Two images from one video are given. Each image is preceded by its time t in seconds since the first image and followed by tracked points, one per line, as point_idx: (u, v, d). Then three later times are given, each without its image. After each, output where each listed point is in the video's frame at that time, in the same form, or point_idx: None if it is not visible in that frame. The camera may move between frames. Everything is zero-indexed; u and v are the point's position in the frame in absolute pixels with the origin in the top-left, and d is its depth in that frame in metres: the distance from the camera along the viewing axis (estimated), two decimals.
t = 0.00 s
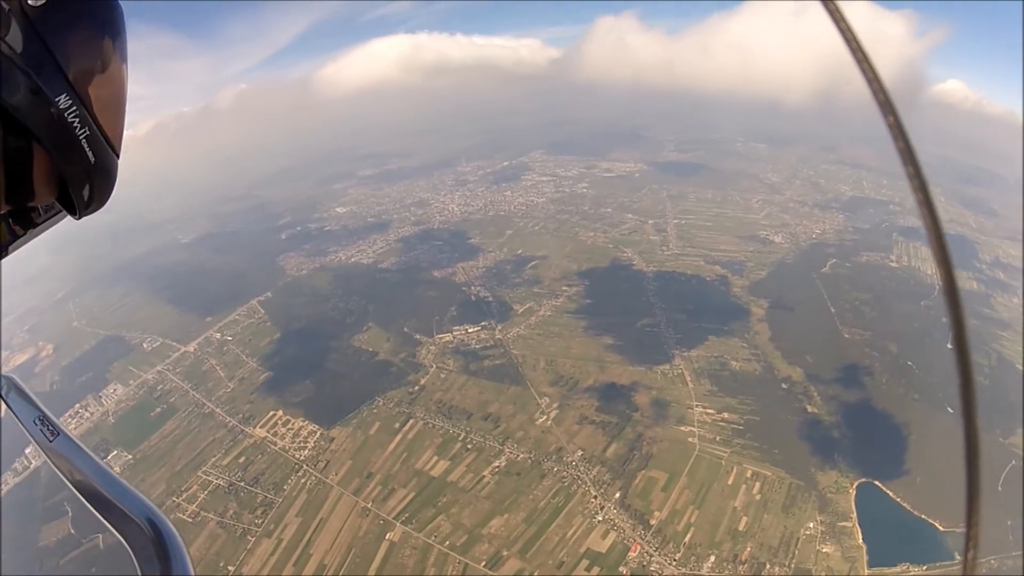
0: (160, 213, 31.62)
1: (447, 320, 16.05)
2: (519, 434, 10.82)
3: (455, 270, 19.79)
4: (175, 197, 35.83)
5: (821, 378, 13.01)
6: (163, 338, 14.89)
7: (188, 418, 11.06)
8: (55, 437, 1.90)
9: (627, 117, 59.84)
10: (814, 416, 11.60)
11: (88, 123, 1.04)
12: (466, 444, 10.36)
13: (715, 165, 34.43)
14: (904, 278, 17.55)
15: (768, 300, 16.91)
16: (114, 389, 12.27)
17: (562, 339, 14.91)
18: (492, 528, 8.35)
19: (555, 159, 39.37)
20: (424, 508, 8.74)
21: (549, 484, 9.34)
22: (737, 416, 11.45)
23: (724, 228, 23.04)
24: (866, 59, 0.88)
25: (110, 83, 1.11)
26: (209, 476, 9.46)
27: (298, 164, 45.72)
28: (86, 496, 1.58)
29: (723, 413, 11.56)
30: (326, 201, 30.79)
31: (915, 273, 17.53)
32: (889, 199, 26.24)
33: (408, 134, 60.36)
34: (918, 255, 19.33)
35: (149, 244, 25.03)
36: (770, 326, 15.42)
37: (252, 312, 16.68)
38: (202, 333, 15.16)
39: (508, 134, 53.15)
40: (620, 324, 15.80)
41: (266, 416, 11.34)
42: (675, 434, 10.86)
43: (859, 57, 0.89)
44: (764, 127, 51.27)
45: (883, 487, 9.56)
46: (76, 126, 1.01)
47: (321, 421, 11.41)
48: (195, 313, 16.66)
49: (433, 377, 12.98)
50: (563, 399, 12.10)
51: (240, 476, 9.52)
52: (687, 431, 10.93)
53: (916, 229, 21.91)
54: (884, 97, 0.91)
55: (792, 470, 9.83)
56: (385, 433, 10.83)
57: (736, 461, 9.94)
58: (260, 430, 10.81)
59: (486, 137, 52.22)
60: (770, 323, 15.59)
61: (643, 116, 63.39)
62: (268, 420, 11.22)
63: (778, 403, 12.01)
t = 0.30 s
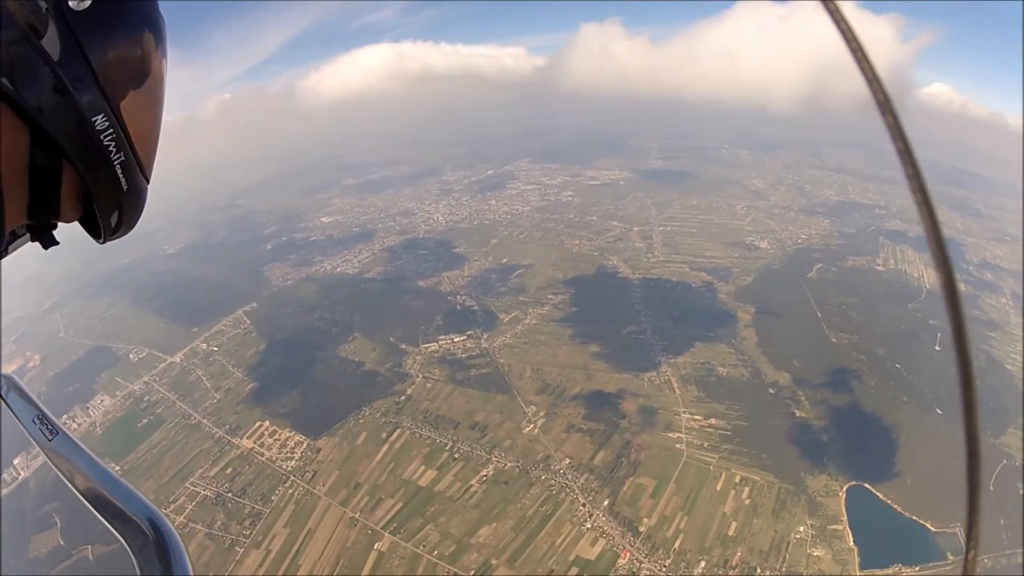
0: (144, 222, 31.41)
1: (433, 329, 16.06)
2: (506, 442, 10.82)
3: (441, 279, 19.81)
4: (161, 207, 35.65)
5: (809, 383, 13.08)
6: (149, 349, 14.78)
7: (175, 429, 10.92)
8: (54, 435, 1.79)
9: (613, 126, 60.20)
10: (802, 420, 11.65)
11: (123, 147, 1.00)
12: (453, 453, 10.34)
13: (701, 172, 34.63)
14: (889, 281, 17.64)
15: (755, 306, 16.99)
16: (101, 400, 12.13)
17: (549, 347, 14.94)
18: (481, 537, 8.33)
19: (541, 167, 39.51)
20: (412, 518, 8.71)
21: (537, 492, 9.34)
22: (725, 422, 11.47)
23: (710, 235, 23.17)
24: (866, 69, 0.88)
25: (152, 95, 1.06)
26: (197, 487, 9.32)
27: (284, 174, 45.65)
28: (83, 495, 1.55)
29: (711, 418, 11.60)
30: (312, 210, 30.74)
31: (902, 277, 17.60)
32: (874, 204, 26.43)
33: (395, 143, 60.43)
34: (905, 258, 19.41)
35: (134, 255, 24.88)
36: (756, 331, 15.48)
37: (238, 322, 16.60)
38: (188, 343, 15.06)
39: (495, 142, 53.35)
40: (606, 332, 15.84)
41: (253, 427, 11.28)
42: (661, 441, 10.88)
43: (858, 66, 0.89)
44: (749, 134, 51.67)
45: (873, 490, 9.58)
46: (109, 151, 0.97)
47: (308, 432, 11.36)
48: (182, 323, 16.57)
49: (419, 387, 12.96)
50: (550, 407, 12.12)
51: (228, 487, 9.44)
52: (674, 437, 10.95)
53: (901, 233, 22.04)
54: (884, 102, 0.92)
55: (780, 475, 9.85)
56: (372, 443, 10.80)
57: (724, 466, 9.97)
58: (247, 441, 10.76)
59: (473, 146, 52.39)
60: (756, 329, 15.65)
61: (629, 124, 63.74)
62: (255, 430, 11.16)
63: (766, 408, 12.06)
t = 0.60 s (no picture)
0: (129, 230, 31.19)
1: (420, 334, 16.14)
2: (496, 446, 10.85)
3: (428, 283, 19.85)
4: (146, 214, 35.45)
5: (798, 381, 13.32)
6: (138, 358, 14.70)
7: (164, 438, 10.77)
8: (54, 436, 2.02)
9: (599, 128, 60.46)
10: (792, 418, 11.86)
11: (114, 149, 1.11)
12: (443, 457, 10.33)
13: (687, 173, 34.82)
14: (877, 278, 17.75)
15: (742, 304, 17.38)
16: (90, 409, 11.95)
17: (537, 350, 15.04)
18: (473, 541, 8.31)
19: (526, 170, 39.64)
20: (404, 522, 8.70)
21: (528, 495, 9.35)
22: (714, 421, 11.57)
23: (696, 237, 23.36)
24: (869, 67, 0.99)
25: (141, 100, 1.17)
26: (187, 495, 9.20)
27: (271, 180, 45.55)
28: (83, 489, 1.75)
29: (700, 418, 11.68)
30: (298, 216, 30.68)
31: (889, 267, 17.08)
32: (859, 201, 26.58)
33: (381, 147, 60.44)
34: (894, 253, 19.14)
35: (120, 264, 24.73)
36: (745, 331, 15.76)
37: (225, 329, 16.54)
38: (176, 351, 14.98)
39: (483, 145, 53.46)
40: (595, 333, 15.95)
41: (242, 434, 11.21)
42: (651, 441, 10.94)
43: (862, 59, 0.99)
44: (735, 134, 52.00)
45: (866, 487, 9.63)
46: (102, 152, 1.08)
47: (297, 438, 11.33)
48: (170, 331, 16.50)
49: (408, 392, 12.99)
50: (539, 409, 12.17)
51: (218, 494, 9.34)
52: (664, 437, 11.01)
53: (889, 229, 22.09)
54: (887, 99, 1.04)
55: (771, 473, 9.91)
56: (361, 449, 10.79)
57: (715, 466, 10.02)
58: (237, 449, 10.70)
59: (460, 149, 52.47)
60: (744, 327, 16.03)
61: (616, 126, 64.03)
62: (244, 438, 11.09)
63: (754, 407, 12.28)
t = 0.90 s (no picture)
0: (115, 235, 30.89)
1: (409, 336, 16.39)
2: (486, 447, 10.89)
3: (416, 285, 20.12)
4: (132, 219, 35.13)
5: (788, 376, 13.50)
6: (127, 364, 14.43)
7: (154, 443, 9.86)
8: (54, 437, 2.11)
9: (586, 129, 61.00)
10: (783, 413, 11.89)
11: (99, 153, 1.05)
12: (434, 458, 10.38)
13: (674, 171, 35.19)
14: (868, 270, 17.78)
15: (731, 302, 17.67)
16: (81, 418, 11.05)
17: (527, 350, 15.36)
18: (465, 543, 8.32)
19: (512, 169, 39.91)
20: (396, 525, 8.71)
21: (520, 495, 9.36)
22: (704, 418, 11.73)
23: (683, 235, 23.86)
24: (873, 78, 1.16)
25: (125, 99, 1.10)
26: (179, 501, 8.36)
27: (257, 182, 45.36)
28: (78, 492, 1.92)
29: (691, 416, 11.85)
30: (285, 219, 30.66)
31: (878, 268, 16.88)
32: (845, 196, 26.91)
33: (368, 149, 60.54)
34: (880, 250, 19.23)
35: (107, 270, 24.50)
36: (733, 326, 16.10)
37: (215, 334, 16.43)
38: (166, 356, 14.80)
39: (470, 146, 53.70)
40: (584, 333, 16.29)
41: (233, 440, 10.78)
42: (642, 440, 11.04)
43: (857, 50, 1.13)
44: (721, 133, 52.73)
45: (859, 481, 9.67)
46: (88, 157, 1.02)
47: (287, 443, 11.20)
48: (159, 337, 16.37)
49: (398, 394, 13.04)
50: (530, 410, 12.29)
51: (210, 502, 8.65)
52: (655, 436, 11.10)
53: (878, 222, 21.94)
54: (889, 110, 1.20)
55: (763, 469, 9.96)
56: (352, 452, 10.80)
57: (707, 463, 10.06)
58: (229, 455, 10.20)
59: (447, 150, 52.73)
60: (732, 324, 16.27)
61: (602, 125, 64.59)
62: (235, 443, 10.67)
63: (745, 403, 12.36)
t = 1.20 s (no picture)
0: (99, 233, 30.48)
1: (398, 333, 16.57)
2: (476, 443, 10.98)
3: (404, 282, 20.39)
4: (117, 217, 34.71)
5: (779, 372, 13.92)
6: (117, 364, 14.23)
7: (146, 442, 9.35)
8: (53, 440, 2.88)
9: (576, 125, 61.15)
10: (774, 408, 12.17)
11: (103, 133, 1.56)
12: (424, 456, 10.50)
13: (663, 167, 35.39)
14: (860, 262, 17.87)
15: (719, 298, 18.28)
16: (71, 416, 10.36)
17: (516, 345, 15.48)
18: (456, 540, 8.38)
19: (501, 165, 40.01)
20: (386, 522, 8.69)
21: (510, 491, 9.32)
22: (694, 413, 11.84)
23: (672, 229, 24.16)
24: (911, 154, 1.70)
25: (120, 82, 1.62)
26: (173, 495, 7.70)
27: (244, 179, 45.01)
28: (80, 488, 2.63)
29: (681, 411, 11.95)
30: (273, 216, 30.55)
31: (867, 257, 16.17)
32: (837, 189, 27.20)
33: (356, 146, 60.37)
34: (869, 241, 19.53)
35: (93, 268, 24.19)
36: (722, 322, 16.45)
37: (204, 332, 16.31)
38: (155, 355, 14.63)
39: (459, 142, 53.73)
40: (573, 327, 16.43)
41: (223, 436, 10.46)
42: (632, 435, 11.11)
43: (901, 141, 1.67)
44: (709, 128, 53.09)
45: (847, 476, 9.80)
46: (92, 134, 1.53)
47: (277, 441, 11.00)
48: (147, 335, 16.21)
49: (387, 391, 13.25)
50: (519, 406, 12.39)
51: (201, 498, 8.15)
52: (645, 431, 11.15)
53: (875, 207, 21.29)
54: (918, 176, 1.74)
55: (754, 465, 10.04)
56: (342, 450, 10.84)
57: (697, 458, 10.18)
58: (219, 452, 9.89)
59: (435, 147, 52.65)
60: (720, 318, 16.73)
61: (591, 121, 64.78)
62: (225, 440, 10.36)
63: (735, 398, 12.55)
